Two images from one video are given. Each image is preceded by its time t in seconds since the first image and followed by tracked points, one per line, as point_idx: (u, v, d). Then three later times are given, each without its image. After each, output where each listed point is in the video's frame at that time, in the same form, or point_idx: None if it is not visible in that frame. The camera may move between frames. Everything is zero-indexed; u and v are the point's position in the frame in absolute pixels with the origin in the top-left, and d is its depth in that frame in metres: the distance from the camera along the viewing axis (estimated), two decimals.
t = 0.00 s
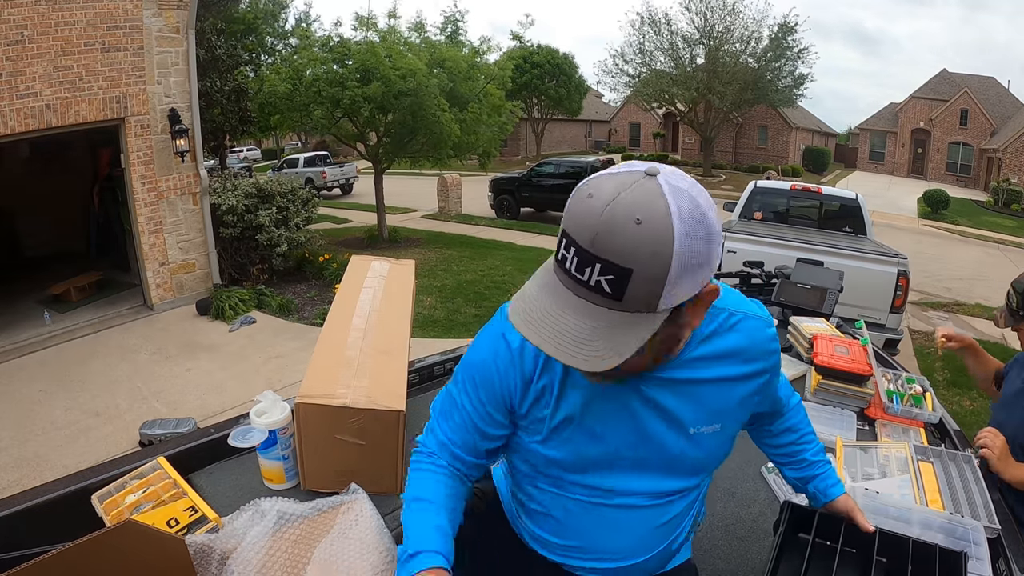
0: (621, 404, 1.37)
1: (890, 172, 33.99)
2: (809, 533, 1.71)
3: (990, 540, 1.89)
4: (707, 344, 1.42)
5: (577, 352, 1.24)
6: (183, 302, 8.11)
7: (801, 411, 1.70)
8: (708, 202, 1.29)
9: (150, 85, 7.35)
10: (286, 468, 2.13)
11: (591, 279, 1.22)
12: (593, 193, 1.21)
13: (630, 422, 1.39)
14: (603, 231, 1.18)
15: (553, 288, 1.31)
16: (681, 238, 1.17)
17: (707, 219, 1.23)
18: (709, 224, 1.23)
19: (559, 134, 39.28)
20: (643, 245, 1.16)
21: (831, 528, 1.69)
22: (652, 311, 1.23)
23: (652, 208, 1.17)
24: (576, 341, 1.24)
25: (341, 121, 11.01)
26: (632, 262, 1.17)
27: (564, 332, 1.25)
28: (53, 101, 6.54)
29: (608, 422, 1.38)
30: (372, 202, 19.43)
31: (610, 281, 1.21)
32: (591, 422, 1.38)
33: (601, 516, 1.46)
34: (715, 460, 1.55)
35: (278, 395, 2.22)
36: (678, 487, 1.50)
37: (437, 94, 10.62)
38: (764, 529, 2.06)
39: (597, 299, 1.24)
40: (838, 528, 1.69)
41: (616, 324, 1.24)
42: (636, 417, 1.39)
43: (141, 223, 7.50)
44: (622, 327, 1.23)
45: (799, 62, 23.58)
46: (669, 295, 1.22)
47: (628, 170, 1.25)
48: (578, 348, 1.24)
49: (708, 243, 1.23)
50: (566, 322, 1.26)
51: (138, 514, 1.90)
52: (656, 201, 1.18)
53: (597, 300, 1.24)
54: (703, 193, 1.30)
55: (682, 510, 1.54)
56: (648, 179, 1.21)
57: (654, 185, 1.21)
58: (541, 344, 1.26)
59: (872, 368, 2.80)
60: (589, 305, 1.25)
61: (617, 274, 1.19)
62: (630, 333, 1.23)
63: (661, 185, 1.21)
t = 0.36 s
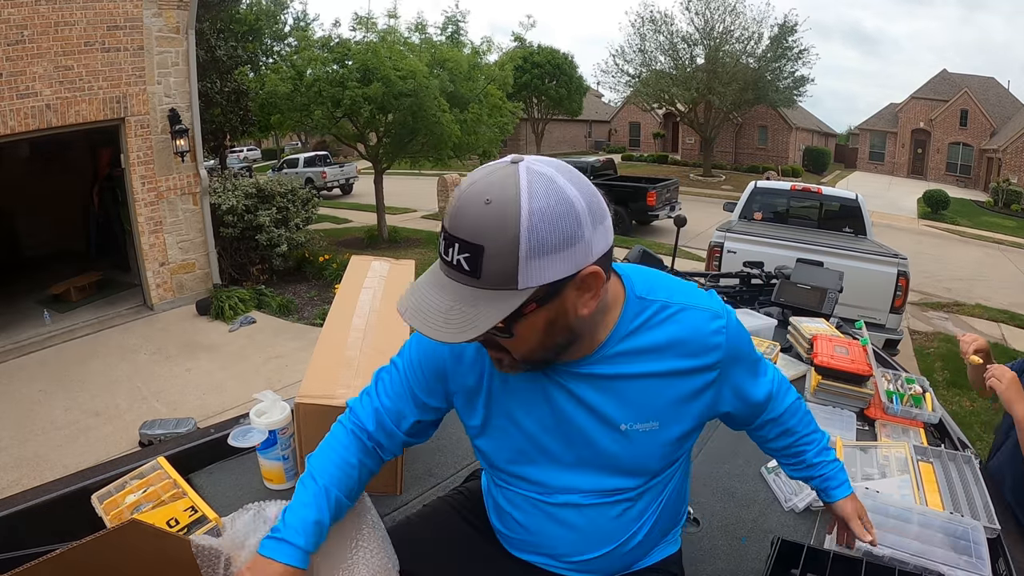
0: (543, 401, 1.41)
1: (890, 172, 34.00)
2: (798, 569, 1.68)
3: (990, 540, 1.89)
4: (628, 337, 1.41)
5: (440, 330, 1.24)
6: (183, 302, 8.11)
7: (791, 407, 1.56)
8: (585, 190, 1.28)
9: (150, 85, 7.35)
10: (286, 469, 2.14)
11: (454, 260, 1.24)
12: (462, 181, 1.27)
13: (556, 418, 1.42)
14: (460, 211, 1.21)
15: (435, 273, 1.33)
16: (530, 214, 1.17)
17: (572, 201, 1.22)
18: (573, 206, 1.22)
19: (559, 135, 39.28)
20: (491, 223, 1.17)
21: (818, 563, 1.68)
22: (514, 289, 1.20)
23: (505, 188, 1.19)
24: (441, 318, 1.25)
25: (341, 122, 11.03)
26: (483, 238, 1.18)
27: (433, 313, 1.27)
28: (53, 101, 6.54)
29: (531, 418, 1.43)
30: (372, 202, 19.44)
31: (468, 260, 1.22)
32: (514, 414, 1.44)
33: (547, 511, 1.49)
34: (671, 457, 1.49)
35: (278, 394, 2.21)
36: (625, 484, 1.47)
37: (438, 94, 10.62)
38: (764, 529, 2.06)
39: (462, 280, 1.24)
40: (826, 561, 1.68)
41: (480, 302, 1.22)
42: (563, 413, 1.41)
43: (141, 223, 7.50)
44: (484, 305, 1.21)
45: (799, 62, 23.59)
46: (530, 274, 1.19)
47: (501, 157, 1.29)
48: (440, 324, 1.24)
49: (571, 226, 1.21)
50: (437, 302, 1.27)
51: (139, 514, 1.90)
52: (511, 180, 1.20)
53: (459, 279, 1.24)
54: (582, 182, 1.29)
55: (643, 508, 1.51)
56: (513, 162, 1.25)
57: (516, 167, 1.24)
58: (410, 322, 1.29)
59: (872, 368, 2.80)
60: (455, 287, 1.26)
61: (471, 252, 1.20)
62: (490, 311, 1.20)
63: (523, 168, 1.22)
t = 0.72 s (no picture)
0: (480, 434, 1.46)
1: (890, 172, 34.02)
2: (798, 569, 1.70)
3: (990, 540, 1.89)
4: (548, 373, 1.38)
5: (335, 392, 1.25)
6: (183, 302, 8.12)
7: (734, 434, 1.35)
8: (475, 233, 1.21)
9: (150, 85, 7.35)
10: (286, 469, 2.14)
11: (343, 321, 1.22)
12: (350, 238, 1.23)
13: (495, 447, 1.46)
14: (344, 275, 1.18)
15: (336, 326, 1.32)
16: (405, 271, 1.13)
17: (451, 248, 1.16)
18: (456, 255, 1.16)
19: (559, 135, 39.27)
20: (370, 283, 1.14)
21: (818, 563, 1.71)
22: (403, 346, 1.17)
23: (380, 247, 1.15)
24: (336, 379, 1.26)
25: (341, 121, 11.04)
26: (361, 299, 1.16)
27: (332, 371, 1.28)
28: (53, 101, 6.54)
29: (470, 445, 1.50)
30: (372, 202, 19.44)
31: (355, 319, 1.20)
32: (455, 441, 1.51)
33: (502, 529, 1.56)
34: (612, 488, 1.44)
35: (278, 394, 2.21)
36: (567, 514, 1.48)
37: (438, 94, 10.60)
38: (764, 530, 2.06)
39: (354, 341, 1.23)
40: (826, 561, 1.71)
41: (374, 361, 1.21)
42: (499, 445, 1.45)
43: (141, 223, 7.50)
44: (374, 364, 1.20)
45: (799, 62, 23.59)
46: (415, 331, 1.15)
47: (386, 208, 1.25)
48: (337, 388, 1.25)
49: (455, 276, 1.15)
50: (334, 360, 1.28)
51: (139, 514, 1.90)
52: (388, 237, 1.16)
53: (351, 339, 1.23)
54: (473, 224, 1.22)
55: (590, 534, 1.50)
56: (394, 214, 1.20)
57: (395, 221, 1.18)
58: (312, 389, 1.29)
59: (872, 368, 2.79)
60: (349, 346, 1.25)
61: (356, 312, 1.18)
62: (380, 371, 1.19)
63: (402, 222, 1.18)
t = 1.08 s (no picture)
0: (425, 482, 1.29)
1: (890, 172, 34.05)
2: (798, 570, 1.70)
3: (991, 541, 1.89)
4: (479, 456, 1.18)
5: (279, 487, 1.05)
6: (183, 303, 8.12)
7: None
8: (410, 298, 1.00)
9: (150, 85, 7.36)
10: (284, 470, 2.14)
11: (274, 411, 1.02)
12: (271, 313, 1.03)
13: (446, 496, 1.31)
14: (263, 360, 0.99)
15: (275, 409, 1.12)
16: (332, 358, 0.93)
17: (385, 320, 0.96)
18: (390, 328, 0.96)
19: (559, 135, 39.29)
20: (295, 374, 0.95)
21: (818, 563, 1.71)
22: (344, 435, 0.98)
23: (301, 330, 0.95)
24: (274, 473, 1.06)
25: (341, 121, 11.06)
26: (290, 390, 0.96)
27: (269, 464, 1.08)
28: (53, 101, 6.54)
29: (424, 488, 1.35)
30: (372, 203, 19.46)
31: (287, 412, 0.99)
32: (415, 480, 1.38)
33: None
34: None
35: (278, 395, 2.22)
36: None
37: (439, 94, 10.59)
38: (764, 529, 2.06)
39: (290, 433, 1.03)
40: (826, 562, 1.71)
41: (313, 453, 1.02)
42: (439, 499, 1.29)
43: (141, 223, 7.50)
44: (311, 460, 1.01)
45: (799, 62, 23.59)
46: (354, 418, 0.96)
47: (306, 274, 1.04)
48: (275, 484, 1.05)
49: (390, 353, 0.95)
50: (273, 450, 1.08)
51: (139, 514, 1.90)
52: (305, 314, 0.96)
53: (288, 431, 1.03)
54: (409, 284, 1.02)
55: None
56: (311, 285, 0.99)
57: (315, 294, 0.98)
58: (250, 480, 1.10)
59: (872, 368, 2.79)
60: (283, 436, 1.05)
61: (287, 405, 0.98)
62: (319, 464, 1.01)
63: (322, 295, 0.97)
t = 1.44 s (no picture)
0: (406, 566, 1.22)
1: (890, 172, 34.07)
2: (798, 569, 1.70)
3: (990, 541, 1.89)
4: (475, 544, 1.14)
5: None
6: (183, 302, 8.12)
7: None
8: (367, 419, 0.89)
9: (150, 85, 7.36)
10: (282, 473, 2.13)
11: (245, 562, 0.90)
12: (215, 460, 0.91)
13: None
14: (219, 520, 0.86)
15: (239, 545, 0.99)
16: (294, 516, 0.82)
17: (346, 459, 0.85)
18: (352, 468, 0.84)
19: (559, 135, 39.30)
20: (256, 531, 0.83)
21: (819, 563, 1.71)
22: None
23: (254, 487, 0.83)
24: None
25: (341, 122, 11.08)
26: (257, 551, 0.85)
27: None
28: (53, 101, 6.53)
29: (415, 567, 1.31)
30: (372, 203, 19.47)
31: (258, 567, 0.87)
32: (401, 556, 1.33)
33: None
34: None
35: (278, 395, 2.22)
36: None
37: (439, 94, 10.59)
38: (764, 530, 2.05)
39: None
40: (825, 562, 1.71)
41: None
42: None
43: (141, 223, 7.50)
44: None
45: (799, 62, 23.57)
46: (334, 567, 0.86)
47: (243, 411, 0.91)
48: None
49: (360, 495, 0.85)
50: None
51: (139, 513, 1.90)
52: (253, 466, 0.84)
53: None
54: (365, 402, 0.90)
55: None
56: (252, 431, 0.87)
57: (259, 441, 0.86)
58: None
59: (872, 368, 2.79)
60: None
61: (258, 563, 0.87)
62: None
63: (267, 445, 0.85)
